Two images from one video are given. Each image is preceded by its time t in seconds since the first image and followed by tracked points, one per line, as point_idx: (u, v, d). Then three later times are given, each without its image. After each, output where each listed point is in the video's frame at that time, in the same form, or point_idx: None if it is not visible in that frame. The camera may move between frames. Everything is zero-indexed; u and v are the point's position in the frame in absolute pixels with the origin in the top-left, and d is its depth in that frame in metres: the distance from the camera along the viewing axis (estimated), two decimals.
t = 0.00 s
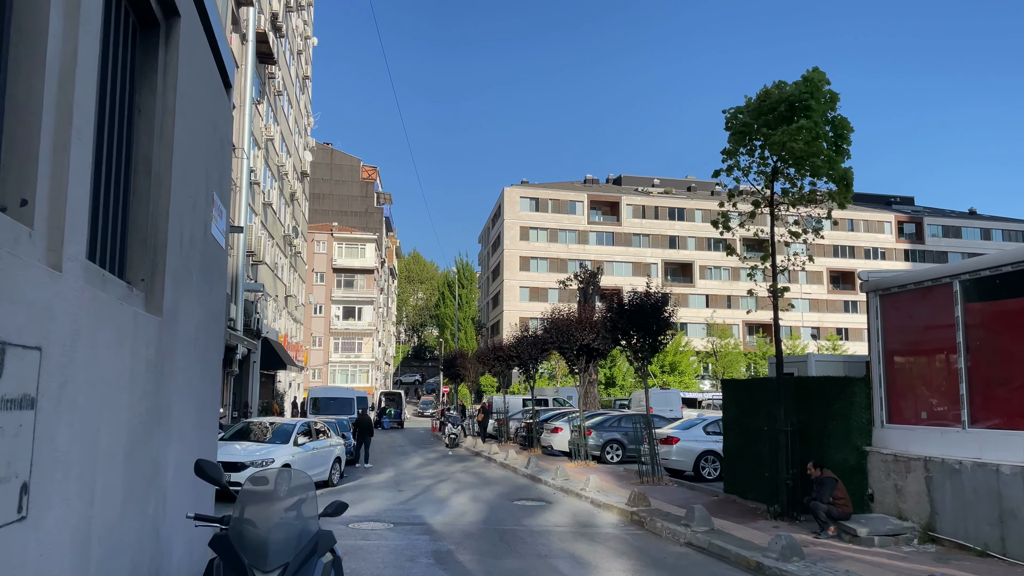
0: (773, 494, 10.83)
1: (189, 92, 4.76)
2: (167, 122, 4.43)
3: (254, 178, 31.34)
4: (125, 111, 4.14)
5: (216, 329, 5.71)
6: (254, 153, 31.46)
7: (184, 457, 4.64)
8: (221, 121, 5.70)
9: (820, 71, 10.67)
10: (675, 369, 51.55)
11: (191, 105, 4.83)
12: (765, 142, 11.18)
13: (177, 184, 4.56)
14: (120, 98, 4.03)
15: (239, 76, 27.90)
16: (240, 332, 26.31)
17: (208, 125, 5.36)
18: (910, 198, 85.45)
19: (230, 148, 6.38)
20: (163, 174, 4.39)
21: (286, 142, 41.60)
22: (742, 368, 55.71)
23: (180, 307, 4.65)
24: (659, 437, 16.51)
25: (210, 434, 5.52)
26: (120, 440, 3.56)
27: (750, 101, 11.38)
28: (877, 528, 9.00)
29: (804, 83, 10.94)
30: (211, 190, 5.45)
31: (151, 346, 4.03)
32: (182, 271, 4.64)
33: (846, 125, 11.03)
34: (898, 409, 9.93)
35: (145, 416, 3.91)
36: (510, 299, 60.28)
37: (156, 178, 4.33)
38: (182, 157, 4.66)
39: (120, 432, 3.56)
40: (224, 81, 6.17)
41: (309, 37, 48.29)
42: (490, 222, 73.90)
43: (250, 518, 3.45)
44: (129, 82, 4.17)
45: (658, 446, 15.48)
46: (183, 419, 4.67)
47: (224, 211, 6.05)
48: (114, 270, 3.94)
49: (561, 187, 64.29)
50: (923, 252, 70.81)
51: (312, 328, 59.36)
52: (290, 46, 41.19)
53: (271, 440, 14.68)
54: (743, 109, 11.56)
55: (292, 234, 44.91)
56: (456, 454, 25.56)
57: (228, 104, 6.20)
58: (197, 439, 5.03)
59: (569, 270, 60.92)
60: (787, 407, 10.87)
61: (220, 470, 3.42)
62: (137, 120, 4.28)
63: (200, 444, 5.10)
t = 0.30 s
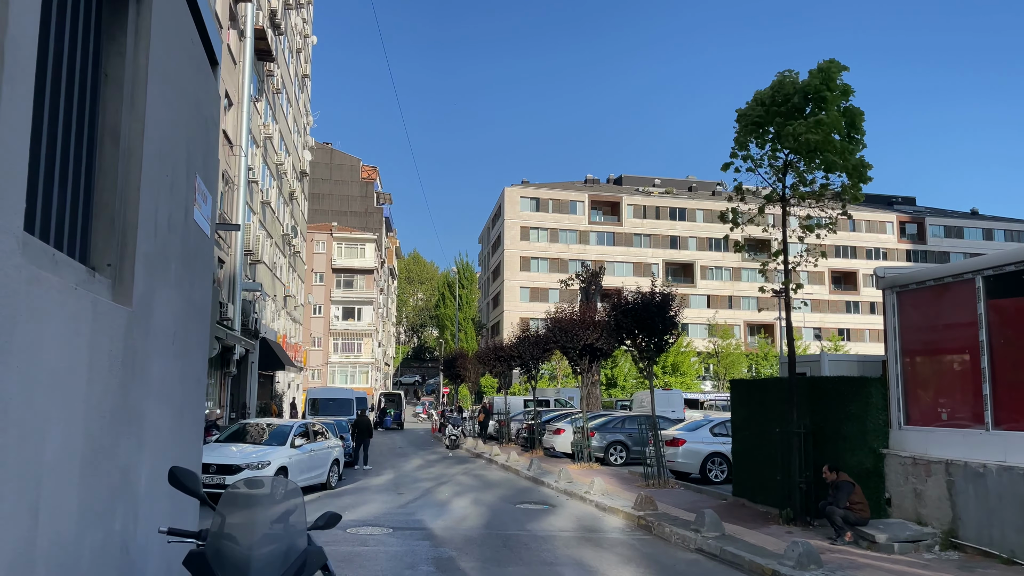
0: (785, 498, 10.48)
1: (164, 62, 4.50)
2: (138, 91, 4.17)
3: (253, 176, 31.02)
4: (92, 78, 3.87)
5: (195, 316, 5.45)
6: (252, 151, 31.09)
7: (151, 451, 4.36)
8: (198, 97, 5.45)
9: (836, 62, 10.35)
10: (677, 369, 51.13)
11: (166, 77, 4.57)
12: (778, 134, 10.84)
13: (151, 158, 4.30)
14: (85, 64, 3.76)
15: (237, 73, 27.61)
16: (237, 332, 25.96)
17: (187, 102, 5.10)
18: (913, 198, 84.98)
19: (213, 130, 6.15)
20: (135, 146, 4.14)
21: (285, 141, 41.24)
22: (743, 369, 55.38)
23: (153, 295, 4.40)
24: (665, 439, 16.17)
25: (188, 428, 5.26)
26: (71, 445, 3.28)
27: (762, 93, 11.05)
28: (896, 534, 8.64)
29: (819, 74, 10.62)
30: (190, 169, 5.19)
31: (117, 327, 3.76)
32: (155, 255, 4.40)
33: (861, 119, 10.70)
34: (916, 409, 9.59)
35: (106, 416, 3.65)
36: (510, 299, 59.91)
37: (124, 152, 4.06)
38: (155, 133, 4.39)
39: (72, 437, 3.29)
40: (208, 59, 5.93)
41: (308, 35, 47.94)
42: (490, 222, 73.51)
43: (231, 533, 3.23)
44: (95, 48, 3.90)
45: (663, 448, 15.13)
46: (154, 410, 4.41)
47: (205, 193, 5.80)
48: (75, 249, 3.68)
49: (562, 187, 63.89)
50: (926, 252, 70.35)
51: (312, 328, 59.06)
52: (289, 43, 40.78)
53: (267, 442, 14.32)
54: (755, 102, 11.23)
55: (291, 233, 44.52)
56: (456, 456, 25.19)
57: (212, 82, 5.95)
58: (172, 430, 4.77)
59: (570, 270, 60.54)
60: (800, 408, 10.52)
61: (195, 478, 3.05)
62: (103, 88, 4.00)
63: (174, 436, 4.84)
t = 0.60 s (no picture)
0: (797, 503, 10.11)
1: (127, 30, 4.22)
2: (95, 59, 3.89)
3: (251, 174, 30.62)
4: (42, 43, 3.59)
5: (163, 304, 5.17)
6: (249, 149, 30.72)
7: (105, 448, 4.08)
8: (170, 72, 5.18)
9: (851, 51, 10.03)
10: (678, 370, 50.76)
11: (130, 46, 4.30)
12: (790, 126, 10.49)
13: (110, 133, 4.03)
14: (31, 24, 3.46)
15: (233, 70, 27.23)
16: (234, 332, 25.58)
17: (155, 75, 4.83)
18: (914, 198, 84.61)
19: (191, 108, 5.88)
20: (90, 116, 3.85)
21: (283, 140, 40.90)
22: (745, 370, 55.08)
23: (111, 282, 4.13)
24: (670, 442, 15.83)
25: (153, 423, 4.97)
26: (2, 467, 2.95)
27: (774, 85, 10.72)
28: (916, 542, 8.29)
29: (833, 65, 10.28)
30: (160, 146, 4.92)
31: (63, 314, 3.47)
32: (115, 240, 4.13)
33: (875, 112, 10.35)
34: (932, 412, 9.22)
35: (48, 426, 3.33)
36: (511, 300, 59.59)
37: (78, 126, 3.77)
38: (115, 104, 4.11)
39: (4, 458, 2.97)
40: (185, 33, 5.67)
41: (307, 33, 47.62)
42: (490, 222, 73.15)
43: (199, 558, 2.96)
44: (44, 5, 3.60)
45: (668, 451, 14.76)
46: (111, 405, 4.14)
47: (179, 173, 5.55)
48: (16, 228, 3.38)
49: (562, 187, 63.55)
50: (927, 252, 70.03)
51: (311, 328, 58.74)
52: (287, 41, 40.46)
53: (262, 445, 13.94)
54: (766, 93, 10.89)
55: (290, 233, 44.18)
56: (456, 458, 24.82)
57: (189, 58, 5.69)
58: (131, 427, 4.48)
59: (570, 270, 60.19)
60: (812, 411, 10.16)
61: (161, 494, 2.69)
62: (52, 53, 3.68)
63: (134, 433, 4.56)
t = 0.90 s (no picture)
0: (803, 506, 9.76)
1: None
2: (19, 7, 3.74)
3: (247, 172, 30.25)
4: None
5: (119, 286, 4.94)
6: (244, 147, 30.36)
7: (38, 434, 3.84)
8: (127, 40, 5.05)
9: (856, 36, 9.68)
10: (679, 371, 50.39)
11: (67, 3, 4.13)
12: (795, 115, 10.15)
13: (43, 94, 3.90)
14: None
15: (228, 66, 26.88)
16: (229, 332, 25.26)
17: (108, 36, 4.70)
18: (915, 198, 84.24)
19: (159, 83, 5.77)
20: (13, 66, 3.74)
21: (280, 139, 40.54)
22: (746, 370, 54.84)
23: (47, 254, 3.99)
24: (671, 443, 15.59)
25: (104, 412, 4.71)
26: None
27: (777, 73, 10.37)
28: (930, 546, 7.92)
29: (837, 52, 9.93)
30: (110, 116, 4.72)
31: None
32: (49, 210, 3.99)
33: (884, 100, 9.99)
34: (944, 411, 8.89)
35: None
36: (510, 300, 59.23)
37: None
38: (44, 62, 3.91)
39: None
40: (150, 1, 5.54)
41: (304, 32, 47.29)
42: (489, 222, 72.76)
43: None
44: None
45: (670, 451, 14.41)
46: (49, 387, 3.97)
47: (138, 149, 5.35)
48: None
49: (561, 187, 63.19)
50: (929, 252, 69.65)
51: (309, 329, 58.43)
52: (284, 39, 40.11)
53: (253, 446, 13.57)
54: (769, 82, 10.54)
55: (287, 232, 43.83)
56: (454, 459, 24.48)
57: (153, 27, 5.57)
58: (74, 413, 4.25)
59: (569, 270, 59.83)
60: (819, 410, 9.84)
61: (93, 501, 2.81)
62: None
63: (82, 420, 4.35)
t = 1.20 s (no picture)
0: (807, 510, 9.42)
1: None
2: None
3: (241, 171, 29.88)
4: None
5: (51, 274, 4.68)
6: (239, 145, 30.00)
7: None
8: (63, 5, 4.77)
9: (860, 22, 9.36)
10: (678, 371, 49.99)
11: None
12: (797, 106, 9.80)
13: None
14: None
15: (222, 62, 26.54)
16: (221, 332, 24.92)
17: None
18: (916, 198, 83.87)
19: (109, 53, 5.48)
20: None
21: (276, 138, 40.20)
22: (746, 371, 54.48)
23: None
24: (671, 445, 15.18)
25: (30, 408, 4.46)
26: None
27: (778, 64, 10.03)
28: (941, 554, 7.57)
29: (841, 39, 9.60)
30: (38, 88, 4.45)
31: None
32: None
33: (889, 88, 9.65)
34: (953, 411, 8.55)
35: None
36: (509, 300, 58.84)
37: None
38: None
39: None
40: None
41: (302, 30, 46.96)
42: (488, 222, 72.41)
43: None
44: None
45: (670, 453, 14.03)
46: None
47: (80, 125, 5.05)
48: None
49: (561, 186, 62.84)
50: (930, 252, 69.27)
51: (306, 329, 58.05)
52: (280, 36, 39.76)
53: (242, 447, 13.20)
54: (770, 73, 10.20)
55: (283, 231, 43.45)
56: (450, 461, 24.11)
57: None
58: None
59: (569, 270, 59.43)
60: (823, 411, 9.52)
61: None
62: None
63: None
